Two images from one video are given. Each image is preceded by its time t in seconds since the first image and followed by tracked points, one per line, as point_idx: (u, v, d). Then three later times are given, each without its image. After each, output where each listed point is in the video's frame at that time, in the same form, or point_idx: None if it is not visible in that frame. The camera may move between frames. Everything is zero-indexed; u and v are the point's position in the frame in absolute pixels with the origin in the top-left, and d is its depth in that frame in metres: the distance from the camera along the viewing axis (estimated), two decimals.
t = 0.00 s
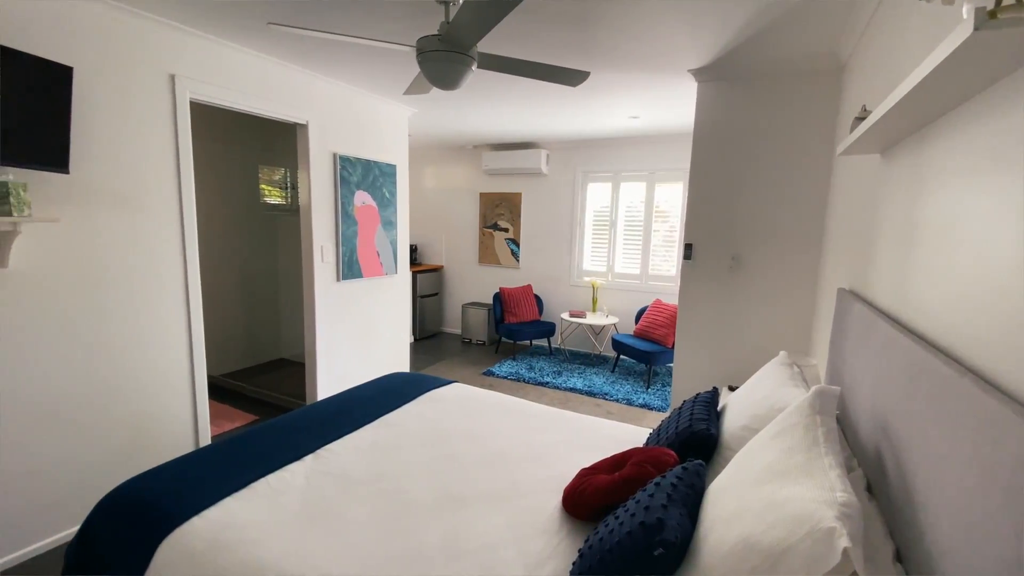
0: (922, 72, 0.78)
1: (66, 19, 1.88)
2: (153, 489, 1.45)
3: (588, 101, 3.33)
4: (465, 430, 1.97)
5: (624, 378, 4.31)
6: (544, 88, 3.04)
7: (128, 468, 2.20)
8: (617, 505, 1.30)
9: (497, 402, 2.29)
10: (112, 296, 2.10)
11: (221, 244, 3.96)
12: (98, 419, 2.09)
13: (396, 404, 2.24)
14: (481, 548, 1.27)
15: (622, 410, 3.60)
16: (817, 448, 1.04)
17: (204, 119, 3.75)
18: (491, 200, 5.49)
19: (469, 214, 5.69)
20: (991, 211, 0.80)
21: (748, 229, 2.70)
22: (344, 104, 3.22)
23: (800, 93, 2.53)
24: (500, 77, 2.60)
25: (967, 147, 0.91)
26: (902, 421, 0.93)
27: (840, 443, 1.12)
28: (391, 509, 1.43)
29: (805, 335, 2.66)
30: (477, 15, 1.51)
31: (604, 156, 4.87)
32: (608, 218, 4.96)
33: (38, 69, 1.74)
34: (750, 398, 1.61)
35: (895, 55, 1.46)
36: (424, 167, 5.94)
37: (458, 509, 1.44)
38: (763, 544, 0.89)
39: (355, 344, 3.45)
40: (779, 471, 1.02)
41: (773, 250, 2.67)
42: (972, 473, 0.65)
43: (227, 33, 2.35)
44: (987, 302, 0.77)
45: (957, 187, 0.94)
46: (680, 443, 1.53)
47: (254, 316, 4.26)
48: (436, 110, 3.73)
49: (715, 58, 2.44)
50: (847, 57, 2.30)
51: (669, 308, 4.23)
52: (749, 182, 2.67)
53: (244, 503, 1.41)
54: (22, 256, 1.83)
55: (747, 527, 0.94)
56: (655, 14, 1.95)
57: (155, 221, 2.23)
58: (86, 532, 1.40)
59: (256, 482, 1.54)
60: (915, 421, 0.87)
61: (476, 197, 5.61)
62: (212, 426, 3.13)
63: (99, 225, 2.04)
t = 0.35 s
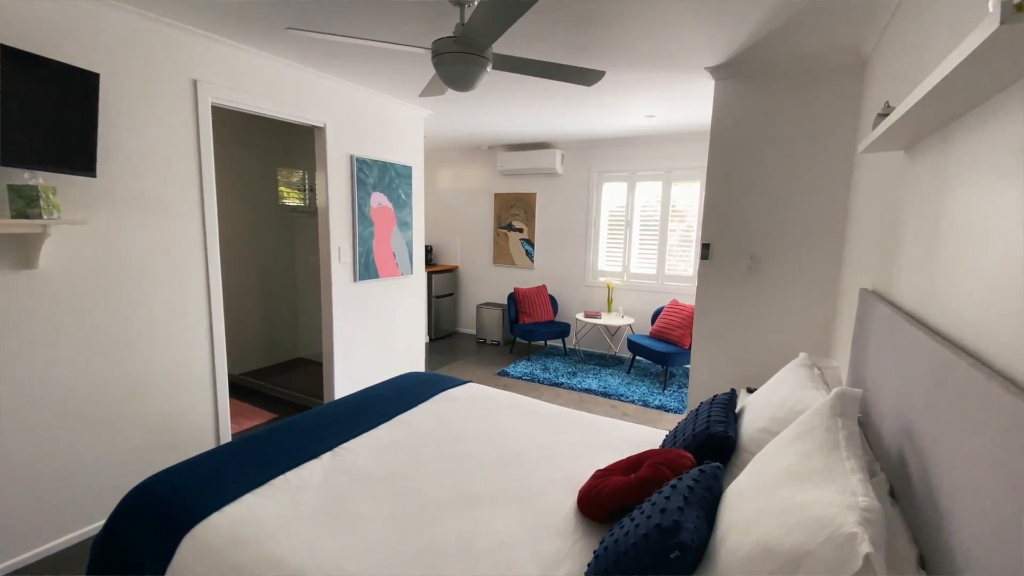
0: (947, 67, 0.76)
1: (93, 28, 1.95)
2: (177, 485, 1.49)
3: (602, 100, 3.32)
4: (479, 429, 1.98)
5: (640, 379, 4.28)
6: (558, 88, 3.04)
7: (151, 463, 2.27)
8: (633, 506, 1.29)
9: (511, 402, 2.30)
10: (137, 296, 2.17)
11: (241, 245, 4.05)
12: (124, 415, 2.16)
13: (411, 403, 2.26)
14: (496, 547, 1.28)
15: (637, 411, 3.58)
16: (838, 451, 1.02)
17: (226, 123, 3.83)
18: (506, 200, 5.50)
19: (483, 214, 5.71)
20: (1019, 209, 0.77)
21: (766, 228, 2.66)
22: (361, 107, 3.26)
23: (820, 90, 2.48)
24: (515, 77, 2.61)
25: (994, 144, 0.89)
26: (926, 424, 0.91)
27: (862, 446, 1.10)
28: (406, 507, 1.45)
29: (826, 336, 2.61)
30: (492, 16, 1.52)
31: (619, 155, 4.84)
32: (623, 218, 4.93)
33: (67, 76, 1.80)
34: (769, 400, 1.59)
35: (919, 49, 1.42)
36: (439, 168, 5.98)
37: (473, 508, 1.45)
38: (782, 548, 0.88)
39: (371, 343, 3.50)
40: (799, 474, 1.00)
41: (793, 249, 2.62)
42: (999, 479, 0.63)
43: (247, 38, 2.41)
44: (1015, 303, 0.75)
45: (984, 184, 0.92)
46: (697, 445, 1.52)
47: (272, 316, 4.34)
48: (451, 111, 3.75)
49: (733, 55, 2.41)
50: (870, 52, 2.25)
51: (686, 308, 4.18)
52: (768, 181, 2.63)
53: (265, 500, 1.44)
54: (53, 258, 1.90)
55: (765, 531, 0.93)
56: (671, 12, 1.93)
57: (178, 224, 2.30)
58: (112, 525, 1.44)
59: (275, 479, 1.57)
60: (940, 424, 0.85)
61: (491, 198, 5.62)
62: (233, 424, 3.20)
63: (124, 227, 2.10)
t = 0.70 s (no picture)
0: (973, 61, 0.74)
1: (118, 36, 2.01)
2: (198, 481, 1.53)
3: (617, 100, 3.30)
4: (494, 430, 1.99)
5: (656, 380, 4.24)
6: (572, 88, 3.03)
7: (174, 459, 2.33)
8: (648, 508, 1.28)
9: (525, 402, 2.30)
10: (160, 296, 2.24)
11: (260, 247, 4.13)
12: (148, 412, 2.22)
13: (426, 403, 2.28)
14: (510, 547, 1.28)
15: (653, 412, 3.55)
16: (859, 455, 1.00)
17: (246, 126, 3.91)
18: (520, 200, 5.51)
19: (498, 215, 5.73)
20: None
21: (785, 227, 2.61)
22: (376, 109, 3.30)
23: (841, 86, 2.43)
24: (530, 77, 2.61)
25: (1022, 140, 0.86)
26: (952, 428, 0.89)
27: (884, 450, 1.08)
28: (422, 506, 1.47)
29: (848, 338, 2.56)
30: (505, 18, 1.52)
31: (634, 154, 4.80)
32: (638, 218, 4.89)
33: (94, 83, 1.85)
34: (788, 402, 1.56)
35: (943, 44, 1.39)
36: (454, 169, 6.01)
37: (487, 508, 1.46)
38: (802, 553, 0.86)
39: (387, 343, 3.54)
40: (819, 479, 0.98)
41: (813, 249, 2.57)
42: None
43: (265, 42, 2.45)
44: None
45: (1011, 182, 0.89)
46: (713, 447, 1.50)
47: (290, 316, 4.42)
48: (466, 112, 3.77)
49: (751, 52, 2.38)
50: (893, 47, 2.20)
51: (703, 309, 4.13)
52: (787, 179, 2.58)
53: (284, 496, 1.47)
54: (80, 260, 1.96)
55: (784, 535, 0.91)
56: (686, 9, 1.92)
57: (201, 226, 2.36)
58: (137, 519, 1.49)
59: (293, 477, 1.60)
60: (965, 428, 0.83)
61: (505, 198, 5.64)
62: (253, 422, 3.27)
63: (147, 230, 2.16)
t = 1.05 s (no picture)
0: (998, 55, 0.72)
1: (141, 43, 2.07)
2: (219, 478, 1.57)
3: (632, 98, 3.28)
4: (508, 429, 2.00)
5: (671, 381, 4.20)
6: (586, 87, 3.02)
7: (196, 455, 2.39)
8: (664, 509, 1.28)
9: (540, 402, 2.30)
10: (182, 296, 2.29)
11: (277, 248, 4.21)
12: (171, 409, 2.28)
13: (441, 402, 2.30)
14: (525, 547, 1.29)
15: (669, 413, 3.51)
16: (881, 458, 0.98)
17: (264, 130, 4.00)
18: (534, 200, 5.50)
19: (512, 214, 5.73)
20: None
21: (805, 226, 2.56)
22: (391, 111, 3.33)
23: (862, 81, 2.38)
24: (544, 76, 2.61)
25: None
26: (978, 431, 0.86)
27: (907, 453, 1.05)
28: (437, 504, 1.48)
29: (870, 338, 2.50)
30: (518, 17, 1.53)
31: (649, 152, 4.77)
32: (654, 217, 4.85)
33: (118, 88, 1.91)
34: (808, 404, 1.54)
35: (968, 36, 1.35)
36: (468, 169, 6.04)
37: (502, 507, 1.47)
38: (821, 557, 0.85)
39: (402, 343, 3.57)
40: (839, 482, 0.97)
41: (833, 248, 2.52)
42: None
43: (283, 46, 2.50)
44: None
45: None
46: (731, 449, 1.48)
47: (307, 315, 4.49)
48: (480, 112, 3.78)
49: (768, 48, 2.34)
50: (916, 40, 2.14)
51: (720, 309, 4.08)
52: (806, 177, 2.53)
53: (302, 493, 1.50)
54: (106, 261, 2.02)
55: (802, 539, 0.90)
56: (702, 6, 1.89)
57: (221, 228, 2.42)
58: (160, 514, 1.53)
59: (310, 474, 1.63)
60: (993, 431, 0.80)
61: (519, 198, 5.64)
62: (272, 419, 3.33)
63: (170, 232, 2.22)
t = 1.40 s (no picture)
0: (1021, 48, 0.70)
1: (163, 49, 2.13)
2: (239, 474, 1.60)
3: (646, 96, 3.26)
4: (522, 429, 2.00)
5: (687, 381, 4.15)
6: (600, 85, 3.01)
7: (217, 451, 2.45)
8: (680, 511, 1.27)
9: (554, 402, 2.30)
10: (203, 296, 2.35)
11: (295, 249, 4.29)
12: (193, 406, 2.35)
13: (455, 401, 2.32)
14: (539, 546, 1.29)
15: (684, 415, 3.48)
16: (903, 461, 0.96)
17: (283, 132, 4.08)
18: (548, 200, 5.50)
19: (525, 214, 5.74)
20: None
21: (824, 224, 2.52)
22: (406, 112, 3.36)
23: (883, 76, 2.33)
24: (558, 75, 2.61)
25: None
26: (1004, 434, 0.84)
27: (930, 456, 1.03)
28: (451, 503, 1.49)
29: (892, 338, 2.44)
30: (531, 18, 1.53)
31: (664, 151, 4.72)
32: (669, 216, 4.81)
33: (139, 92, 1.96)
34: (827, 406, 1.51)
35: (993, 28, 1.32)
36: (482, 169, 6.06)
37: (515, 506, 1.48)
38: (841, 561, 0.84)
39: (417, 342, 3.60)
40: (860, 486, 0.95)
41: (853, 246, 2.47)
42: None
43: (299, 50, 2.55)
44: None
45: None
46: (748, 451, 1.46)
47: (324, 315, 4.56)
48: (494, 112, 3.80)
49: (786, 44, 2.31)
50: (940, 33, 2.09)
51: (737, 308, 4.02)
52: (825, 174, 2.49)
53: (319, 489, 1.53)
54: (131, 263, 2.09)
55: (821, 542, 0.89)
56: (718, 2, 1.87)
57: (241, 230, 2.48)
58: (182, 508, 1.57)
59: (327, 471, 1.66)
60: (1019, 434, 0.78)
61: (533, 198, 5.64)
62: (289, 417, 3.40)
63: (191, 233, 2.28)
